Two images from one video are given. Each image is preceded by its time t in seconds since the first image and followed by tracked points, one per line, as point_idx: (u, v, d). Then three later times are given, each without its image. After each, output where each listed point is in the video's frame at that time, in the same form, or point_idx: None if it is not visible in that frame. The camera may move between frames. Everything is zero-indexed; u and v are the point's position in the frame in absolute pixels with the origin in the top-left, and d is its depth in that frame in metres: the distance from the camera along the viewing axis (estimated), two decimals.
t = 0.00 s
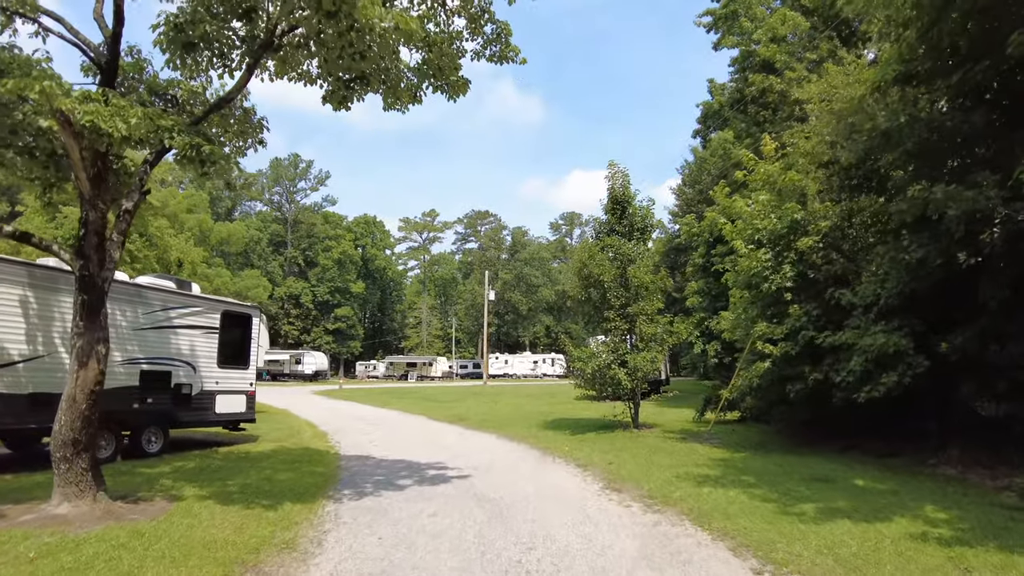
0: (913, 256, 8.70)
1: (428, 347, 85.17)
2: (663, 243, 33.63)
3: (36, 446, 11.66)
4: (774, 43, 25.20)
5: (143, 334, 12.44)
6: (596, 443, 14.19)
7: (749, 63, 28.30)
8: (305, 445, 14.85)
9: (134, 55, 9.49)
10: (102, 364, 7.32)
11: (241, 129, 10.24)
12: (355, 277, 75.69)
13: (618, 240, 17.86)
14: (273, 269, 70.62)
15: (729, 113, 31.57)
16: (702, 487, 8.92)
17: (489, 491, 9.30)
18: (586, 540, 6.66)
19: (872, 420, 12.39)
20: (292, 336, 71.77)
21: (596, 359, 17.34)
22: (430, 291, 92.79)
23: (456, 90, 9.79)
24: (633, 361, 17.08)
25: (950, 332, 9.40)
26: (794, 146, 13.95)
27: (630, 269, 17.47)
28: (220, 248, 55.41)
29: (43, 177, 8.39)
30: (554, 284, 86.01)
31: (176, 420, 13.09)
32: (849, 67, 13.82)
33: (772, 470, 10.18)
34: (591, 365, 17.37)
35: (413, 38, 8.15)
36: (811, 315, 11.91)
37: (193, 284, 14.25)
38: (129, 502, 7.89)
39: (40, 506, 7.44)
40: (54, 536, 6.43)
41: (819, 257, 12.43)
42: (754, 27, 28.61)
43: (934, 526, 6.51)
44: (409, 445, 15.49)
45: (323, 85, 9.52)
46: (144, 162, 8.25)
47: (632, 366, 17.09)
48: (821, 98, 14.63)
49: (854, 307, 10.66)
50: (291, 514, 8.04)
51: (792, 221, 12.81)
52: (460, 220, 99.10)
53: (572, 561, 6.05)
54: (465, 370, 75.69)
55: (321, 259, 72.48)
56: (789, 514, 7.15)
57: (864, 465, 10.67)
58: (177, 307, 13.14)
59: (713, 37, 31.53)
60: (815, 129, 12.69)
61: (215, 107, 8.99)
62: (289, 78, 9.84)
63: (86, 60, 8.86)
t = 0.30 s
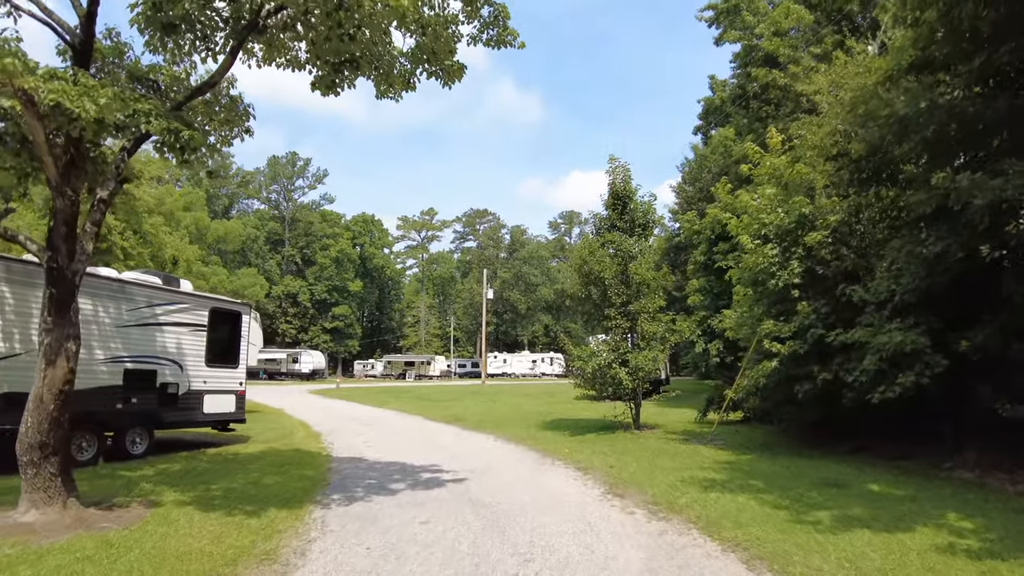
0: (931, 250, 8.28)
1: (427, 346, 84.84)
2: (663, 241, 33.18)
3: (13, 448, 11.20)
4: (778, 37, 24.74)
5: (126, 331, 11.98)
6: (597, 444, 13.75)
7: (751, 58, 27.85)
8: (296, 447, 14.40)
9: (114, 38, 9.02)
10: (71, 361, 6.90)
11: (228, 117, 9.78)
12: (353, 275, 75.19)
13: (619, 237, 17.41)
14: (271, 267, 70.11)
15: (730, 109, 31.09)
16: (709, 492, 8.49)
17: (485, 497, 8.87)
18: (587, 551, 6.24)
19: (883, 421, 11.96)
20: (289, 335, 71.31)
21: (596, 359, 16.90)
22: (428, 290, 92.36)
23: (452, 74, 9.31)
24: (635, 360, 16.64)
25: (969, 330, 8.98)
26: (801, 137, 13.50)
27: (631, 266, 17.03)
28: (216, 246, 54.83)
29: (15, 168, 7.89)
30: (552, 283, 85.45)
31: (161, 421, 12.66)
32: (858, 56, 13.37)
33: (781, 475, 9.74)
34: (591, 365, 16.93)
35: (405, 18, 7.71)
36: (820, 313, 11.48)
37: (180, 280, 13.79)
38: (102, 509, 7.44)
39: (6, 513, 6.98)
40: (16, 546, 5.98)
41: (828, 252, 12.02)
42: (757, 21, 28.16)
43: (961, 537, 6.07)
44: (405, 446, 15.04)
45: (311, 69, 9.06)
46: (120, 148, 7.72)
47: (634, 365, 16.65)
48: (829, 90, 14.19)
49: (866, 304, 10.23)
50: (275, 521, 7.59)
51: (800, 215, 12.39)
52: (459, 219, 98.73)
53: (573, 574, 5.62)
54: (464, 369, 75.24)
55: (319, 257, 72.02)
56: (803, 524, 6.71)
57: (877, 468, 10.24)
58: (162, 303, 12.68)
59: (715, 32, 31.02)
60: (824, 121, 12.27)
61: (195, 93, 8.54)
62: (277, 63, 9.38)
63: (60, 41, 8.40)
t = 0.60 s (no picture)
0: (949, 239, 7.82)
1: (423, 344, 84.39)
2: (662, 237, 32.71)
3: None
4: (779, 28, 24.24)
5: (104, 326, 11.43)
6: (595, 443, 13.28)
7: (751, 50, 27.35)
8: (283, 446, 13.91)
9: (85, 14, 8.49)
10: (27, 355, 6.43)
11: (207, 100, 9.27)
12: (349, 273, 74.62)
13: (618, 230, 16.94)
14: (266, 264, 69.49)
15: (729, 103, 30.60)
16: (713, 495, 8.02)
17: (477, 500, 8.40)
18: (584, 560, 5.77)
19: (890, 419, 11.51)
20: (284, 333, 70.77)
21: (593, 355, 16.43)
22: (424, 288, 91.87)
23: (442, 52, 8.76)
24: (633, 357, 16.18)
25: (986, 324, 8.54)
26: (806, 125, 13.01)
27: (630, 260, 16.56)
28: (210, 243, 54.19)
29: None
30: (549, 281, 84.92)
31: (142, 420, 12.13)
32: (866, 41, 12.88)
33: (788, 476, 9.29)
34: (589, 362, 16.46)
35: None
36: (827, 306, 11.01)
37: (162, 273, 13.26)
38: (66, 515, 6.94)
39: None
40: None
41: (835, 244, 11.57)
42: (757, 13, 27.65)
43: (990, 546, 5.61)
44: (396, 446, 14.56)
45: (293, 48, 8.56)
46: (86, 132, 7.29)
47: (632, 362, 16.19)
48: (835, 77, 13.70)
49: (877, 296, 9.77)
50: (251, 527, 7.10)
51: (806, 206, 11.93)
52: (455, 216, 98.22)
53: None
54: (461, 367, 74.73)
55: (314, 254, 71.42)
56: (816, 531, 6.25)
57: (888, 469, 9.79)
58: (143, 297, 12.15)
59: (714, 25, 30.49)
60: (831, 107, 11.79)
61: (168, 70, 8.03)
62: (257, 41, 8.85)
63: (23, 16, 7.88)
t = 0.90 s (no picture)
0: (973, 229, 7.36)
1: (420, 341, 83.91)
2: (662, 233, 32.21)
3: None
4: (782, 19, 23.73)
5: (82, 323, 10.92)
6: (595, 444, 12.80)
7: (753, 42, 26.84)
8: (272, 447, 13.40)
9: None
10: None
11: (186, 84, 8.77)
12: (345, 269, 74.06)
13: (618, 224, 16.47)
14: (262, 261, 68.86)
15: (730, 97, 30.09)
16: (722, 502, 7.55)
17: (472, 506, 7.94)
18: None
19: (904, 418, 11.05)
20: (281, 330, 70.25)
21: (593, 353, 15.95)
22: (422, 285, 91.38)
23: (434, 30, 8.23)
24: (634, 355, 15.70)
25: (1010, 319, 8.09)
26: (814, 114, 12.53)
27: (631, 255, 16.08)
28: (205, 239, 53.61)
29: None
30: (547, 278, 84.39)
31: (124, 420, 11.66)
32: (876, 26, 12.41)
33: (798, 479, 8.83)
34: (588, 360, 15.98)
35: None
36: (838, 301, 10.55)
37: (145, 268, 12.78)
38: (29, 525, 6.46)
39: None
40: None
41: (845, 237, 11.11)
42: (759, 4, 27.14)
43: None
44: (389, 447, 14.08)
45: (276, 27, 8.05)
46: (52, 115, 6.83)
47: (633, 359, 15.71)
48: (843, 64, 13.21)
49: (892, 291, 9.31)
50: (229, 537, 6.62)
51: (815, 197, 11.46)
52: (453, 212, 97.69)
53: None
54: (458, 364, 74.22)
55: (310, 251, 70.83)
56: (837, 543, 5.77)
57: (903, 472, 9.31)
58: (123, 293, 11.66)
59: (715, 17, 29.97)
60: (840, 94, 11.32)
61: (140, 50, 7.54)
62: (237, 23, 8.36)
63: None
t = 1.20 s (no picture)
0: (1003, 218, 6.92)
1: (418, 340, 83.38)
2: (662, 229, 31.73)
3: None
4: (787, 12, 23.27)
5: (61, 319, 10.42)
6: (597, 446, 12.33)
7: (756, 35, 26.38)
8: (261, 448, 12.91)
9: None
10: None
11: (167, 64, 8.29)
12: (342, 268, 73.52)
13: (620, 218, 16.00)
14: (259, 259, 68.22)
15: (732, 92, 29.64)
16: (735, 508, 7.08)
17: (469, 512, 7.48)
18: None
19: (919, 419, 10.60)
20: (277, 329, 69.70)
21: (594, 351, 15.47)
22: (420, 284, 90.87)
23: (429, 7, 7.74)
24: (636, 353, 15.23)
25: None
26: (824, 103, 12.08)
27: (634, 250, 15.61)
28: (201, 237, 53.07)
29: None
30: (546, 276, 83.89)
31: (106, 420, 11.19)
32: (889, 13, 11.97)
33: (813, 483, 8.37)
34: (589, 358, 15.50)
35: None
36: (852, 297, 10.10)
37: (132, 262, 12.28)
38: None
39: None
40: None
41: (859, 230, 10.66)
42: None
43: None
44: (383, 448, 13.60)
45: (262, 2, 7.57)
46: (19, 92, 6.39)
47: (636, 358, 15.24)
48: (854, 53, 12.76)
49: (910, 286, 8.86)
50: (207, 547, 6.15)
51: (827, 189, 11.01)
52: (451, 211, 97.17)
53: None
54: (455, 363, 73.69)
55: (307, 249, 70.20)
56: (864, 555, 5.32)
57: (922, 476, 8.86)
58: (106, 287, 11.16)
59: (717, 11, 29.50)
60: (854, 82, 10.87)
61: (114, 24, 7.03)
62: None
63: None
